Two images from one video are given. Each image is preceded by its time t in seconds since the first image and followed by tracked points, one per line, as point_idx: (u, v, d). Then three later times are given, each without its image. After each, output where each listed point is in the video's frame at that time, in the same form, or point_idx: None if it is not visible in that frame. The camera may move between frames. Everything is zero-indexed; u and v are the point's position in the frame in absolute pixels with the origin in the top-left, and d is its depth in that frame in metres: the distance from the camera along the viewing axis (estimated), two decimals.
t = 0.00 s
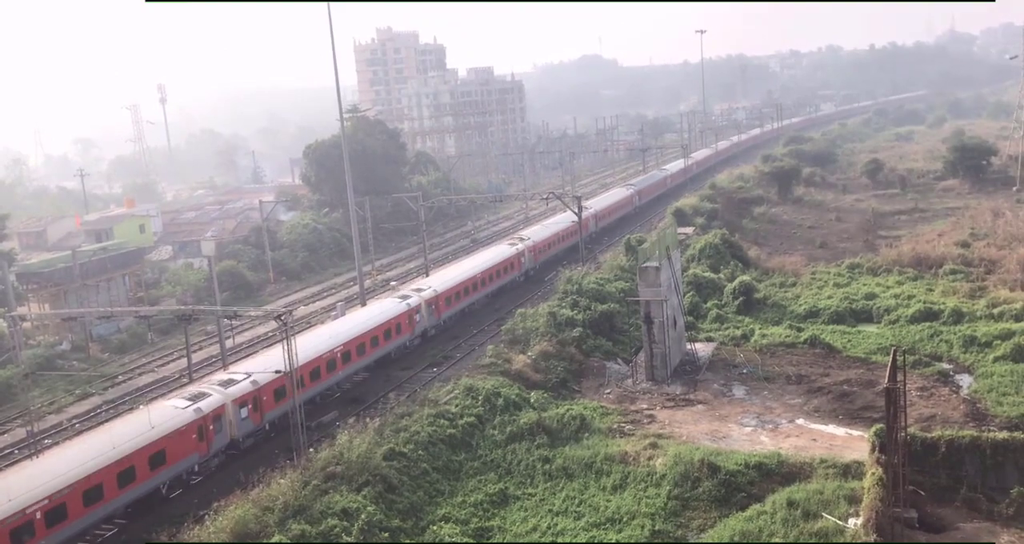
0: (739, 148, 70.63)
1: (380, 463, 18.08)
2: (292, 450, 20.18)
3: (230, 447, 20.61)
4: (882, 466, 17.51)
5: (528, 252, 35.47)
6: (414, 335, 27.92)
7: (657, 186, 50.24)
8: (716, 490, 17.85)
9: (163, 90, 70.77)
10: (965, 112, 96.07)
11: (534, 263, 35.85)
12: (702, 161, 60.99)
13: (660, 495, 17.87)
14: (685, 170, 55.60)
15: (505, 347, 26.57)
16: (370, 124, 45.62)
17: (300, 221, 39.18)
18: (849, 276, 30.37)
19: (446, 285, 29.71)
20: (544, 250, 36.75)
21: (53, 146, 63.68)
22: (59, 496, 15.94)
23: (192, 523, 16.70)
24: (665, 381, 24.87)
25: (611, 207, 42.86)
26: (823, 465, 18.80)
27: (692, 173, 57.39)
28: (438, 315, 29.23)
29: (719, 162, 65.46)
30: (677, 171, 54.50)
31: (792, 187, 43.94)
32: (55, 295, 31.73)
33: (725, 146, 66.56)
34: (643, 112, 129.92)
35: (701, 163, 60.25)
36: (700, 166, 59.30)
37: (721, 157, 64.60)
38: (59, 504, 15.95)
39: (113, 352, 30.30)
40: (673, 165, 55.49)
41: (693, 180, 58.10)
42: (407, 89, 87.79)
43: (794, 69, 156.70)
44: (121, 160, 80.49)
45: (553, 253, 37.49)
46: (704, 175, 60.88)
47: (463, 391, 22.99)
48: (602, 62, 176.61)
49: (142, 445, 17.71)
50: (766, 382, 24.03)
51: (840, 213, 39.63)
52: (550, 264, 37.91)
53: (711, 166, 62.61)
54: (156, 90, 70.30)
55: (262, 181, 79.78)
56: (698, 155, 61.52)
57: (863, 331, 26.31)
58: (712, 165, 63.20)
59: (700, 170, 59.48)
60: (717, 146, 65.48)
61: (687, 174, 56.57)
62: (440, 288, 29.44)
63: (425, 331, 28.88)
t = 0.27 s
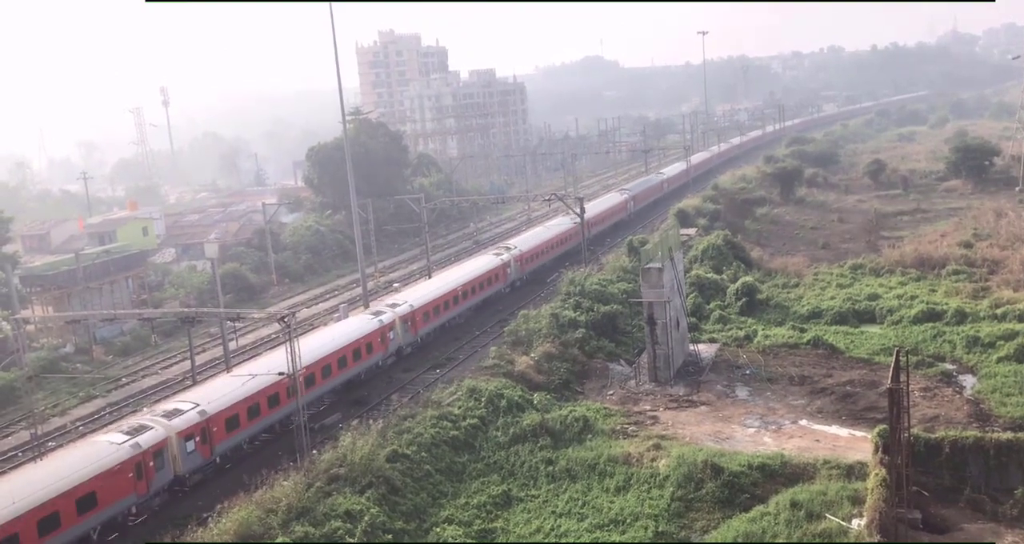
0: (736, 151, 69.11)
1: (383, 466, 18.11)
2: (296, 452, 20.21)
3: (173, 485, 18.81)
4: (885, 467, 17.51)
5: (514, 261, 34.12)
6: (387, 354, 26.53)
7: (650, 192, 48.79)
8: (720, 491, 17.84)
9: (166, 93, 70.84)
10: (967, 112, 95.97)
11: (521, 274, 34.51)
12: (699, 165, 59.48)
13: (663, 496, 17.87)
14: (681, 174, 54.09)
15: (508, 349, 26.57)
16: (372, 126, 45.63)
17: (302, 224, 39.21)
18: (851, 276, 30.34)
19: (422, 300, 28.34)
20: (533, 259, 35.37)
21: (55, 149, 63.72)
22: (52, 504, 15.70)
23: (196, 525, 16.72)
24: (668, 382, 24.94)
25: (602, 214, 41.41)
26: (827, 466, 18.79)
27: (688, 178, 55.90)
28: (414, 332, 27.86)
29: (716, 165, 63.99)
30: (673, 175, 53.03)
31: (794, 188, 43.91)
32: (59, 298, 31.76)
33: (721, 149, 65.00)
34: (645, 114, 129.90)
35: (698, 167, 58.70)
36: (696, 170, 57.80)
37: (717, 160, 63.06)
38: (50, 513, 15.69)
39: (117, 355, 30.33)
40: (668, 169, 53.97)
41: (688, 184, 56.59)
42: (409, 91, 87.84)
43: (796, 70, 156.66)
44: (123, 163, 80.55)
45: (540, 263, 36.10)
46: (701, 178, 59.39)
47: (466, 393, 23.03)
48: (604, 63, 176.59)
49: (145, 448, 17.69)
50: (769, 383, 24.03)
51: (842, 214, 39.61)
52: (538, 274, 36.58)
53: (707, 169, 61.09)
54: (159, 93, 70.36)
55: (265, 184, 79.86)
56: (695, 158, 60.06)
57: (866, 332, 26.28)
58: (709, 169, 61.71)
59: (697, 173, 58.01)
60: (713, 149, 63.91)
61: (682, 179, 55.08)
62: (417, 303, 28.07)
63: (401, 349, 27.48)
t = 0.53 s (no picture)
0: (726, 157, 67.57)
1: (381, 471, 18.09)
2: (294, 458, 20.21)
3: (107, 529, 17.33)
4: (883, 469, 17.52)
5: (494, 276, 32.68)
6: (352, 379, 25.06)
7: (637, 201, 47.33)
8: (719, 495, 17.85)
9: (162, 99, 70.82)
10: (963, 113, 96.14)
11: (501, 288, 33.13)
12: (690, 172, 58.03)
13: (662, 499, 17.88)
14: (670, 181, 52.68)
15: (506, 353, 26.55)
16: (369, 131, 45.62)
17: (299, 229, 39.16)
18: (848, 278, 30.35)
19: (391, 320, 26.94)
20: (513, 272, 33.94)
21: (51, 156, 63.69)
22: None
23: (195, 533, 16.70)
24: (666, 385, 24.99)
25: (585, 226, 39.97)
26: (825, 468, 18.79)
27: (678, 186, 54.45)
28: (382, 355, 26.43)
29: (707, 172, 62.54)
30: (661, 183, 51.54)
31: (790, 191, 43.95)
32: (56, 306, 31.70)
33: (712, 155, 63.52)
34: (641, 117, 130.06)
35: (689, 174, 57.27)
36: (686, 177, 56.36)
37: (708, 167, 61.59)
38: None
39: (114, 362, 30.27)
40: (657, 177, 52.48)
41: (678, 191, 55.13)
42: (405, 96, 87.92)
43: (791, 73, 157.06)
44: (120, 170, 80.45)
45: (522, 277, 34.71)
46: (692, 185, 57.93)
47: (464, 398, 23.03)
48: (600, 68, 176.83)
49: (143, 455, 17.73)
50: (767, 386, 24.04)
51: (838, 216, 39.66)
52: (520, 288, 35.19)
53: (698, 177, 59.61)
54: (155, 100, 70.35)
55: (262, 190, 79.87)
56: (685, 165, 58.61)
57: (864, 333, 26.29)
58: (699, 176, 60.20)
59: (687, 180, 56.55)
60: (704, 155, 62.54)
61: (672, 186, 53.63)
62: (385, 324, 26.65)
63: (367, 374, 26.08)
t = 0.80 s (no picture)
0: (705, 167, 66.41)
1: (369, 480, 18.04)
2: (281, 469, 20.13)
3: None
4: (870, 472, 17.60)
5: (461, 294, 31.36)
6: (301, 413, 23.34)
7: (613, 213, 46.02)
8: (707, 500, 17.90)
9: (146, 110, 70.58)
10: (945, 119, 96.84)
11: (469, 307, 31.81)
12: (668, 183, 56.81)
13: (650, 505, 17.90)
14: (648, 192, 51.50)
15: (493, 361, 26.54)
16: (355, 140, 45.58)
17: (285, 239, 39.05)
18: (833, 283, 30.48)
19: (346, 347, 25.40)
20: (481, 290, 32.61)
21: (36, 167, 63.36)
22: None
23: None
24: (654, 391, 25.12)
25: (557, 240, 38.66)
26: (813, 473, 18.86)
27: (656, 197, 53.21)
28: (335, 386, 24.84)
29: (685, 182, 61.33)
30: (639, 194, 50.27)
31: (775, 197, 44.17)
32: (40, 317, 31.48)
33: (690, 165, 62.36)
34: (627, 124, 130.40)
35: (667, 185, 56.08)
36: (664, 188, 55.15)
37: (687, 177, 60.38)
38: None
39: (100, 373, 30.08)
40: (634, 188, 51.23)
41: (656, 203, 53.87)
42: (391, 104, 88.00)
43: (774, 80, 158.06)
44: (104, 180, 80.08)
45: (491, 294, 33.37)
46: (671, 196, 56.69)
47: (452, 406, 23.01)
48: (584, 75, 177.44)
49: (128, 466, 17.66)
50: (754, 391, 24.12)
51: (823, 221, 39.87)
52: (490, 305, 33.91)
53: (677, 188, 58.37)
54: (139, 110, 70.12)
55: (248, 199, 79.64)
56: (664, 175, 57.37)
57: (849, 338, 26.39)
58: (678, 187, 59.00)
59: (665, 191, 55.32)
60: (682, 165, 61.37)
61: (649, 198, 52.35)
62: (338, 352, 25.16)
63: (318, 405, 24.43)
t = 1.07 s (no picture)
0: (675, 180, 65.34)
1: (347, 493, 18.01)
2: (257, 483, 20.05)
3: None
4: (846, 480, 17.76)
5: (416, 317, 29.99)
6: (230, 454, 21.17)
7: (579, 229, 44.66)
8: (684, 509, 17.98)
9: (120, 122, 70.09)
10: (917, 129, 98.01)
11: (426, 331, 30.48)
12: (638, 197, 55.56)
13: (628, 515, 17.95)
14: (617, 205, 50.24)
15: (471, 372, 26.53)
16: (331, 151, 45.50)
17: (261, 251, 38.87)
18: (807, 292, 30.72)
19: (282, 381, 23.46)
20: (438, 313, 31.18)
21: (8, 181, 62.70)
22: None
23: None
24: (631, 400, 25.30)
25: (519, 258, 37.29)
26: (789, 481, 19.00)
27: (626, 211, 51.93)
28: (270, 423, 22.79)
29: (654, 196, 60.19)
30: (607, 209, 48.98)
31: (749, 207, 44.50)
32: (13, 331, 31.12)
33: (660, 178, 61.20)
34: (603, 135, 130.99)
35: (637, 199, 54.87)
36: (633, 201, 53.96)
37: (656, 191, 59.26)
38: None
39: (73, 388, 29.76)
40: (603, 202, 49.97)
41: (625, 217, 52.62)
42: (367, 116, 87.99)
43: (748, 91, 159.50)
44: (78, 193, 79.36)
45: (449, 316, 31.95)
46: (641, 209, 55.46)
47: (430, 417, 23.01)
48: (559, 87, 178.18)
49: (105, 480, 17.56)
50: (730, 400, 24.27)
51: (796, 231, 40.23)
52: (449, 328, 32.61)
53: (647, 201, 57.17)
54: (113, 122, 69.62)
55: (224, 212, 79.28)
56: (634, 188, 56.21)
57: (823, 346, 26.60)
58: (648, 201, 57.85)
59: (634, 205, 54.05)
60: (652, 178, 60.22)
61: (619, 212, 51.10)
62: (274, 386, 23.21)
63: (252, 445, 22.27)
